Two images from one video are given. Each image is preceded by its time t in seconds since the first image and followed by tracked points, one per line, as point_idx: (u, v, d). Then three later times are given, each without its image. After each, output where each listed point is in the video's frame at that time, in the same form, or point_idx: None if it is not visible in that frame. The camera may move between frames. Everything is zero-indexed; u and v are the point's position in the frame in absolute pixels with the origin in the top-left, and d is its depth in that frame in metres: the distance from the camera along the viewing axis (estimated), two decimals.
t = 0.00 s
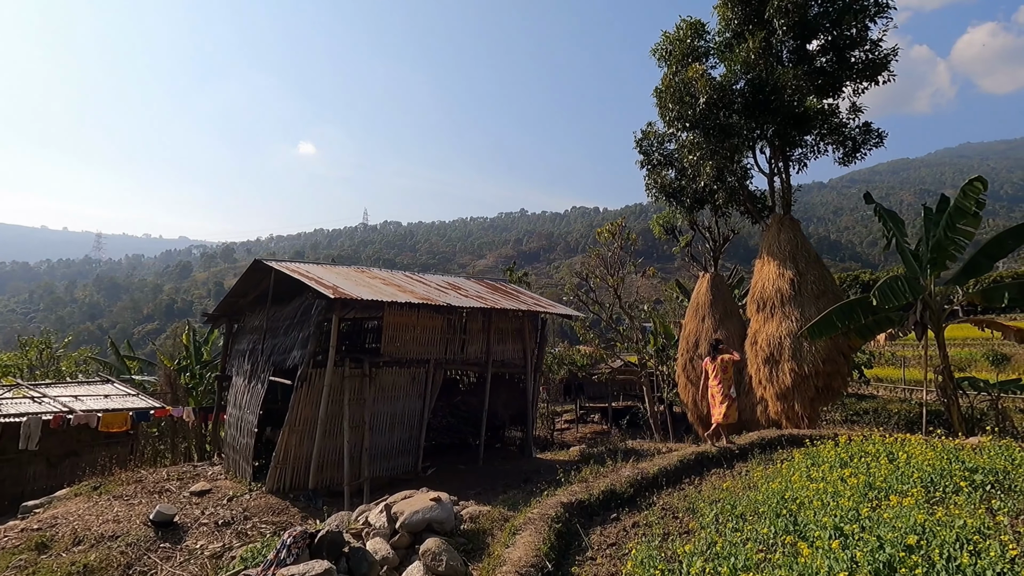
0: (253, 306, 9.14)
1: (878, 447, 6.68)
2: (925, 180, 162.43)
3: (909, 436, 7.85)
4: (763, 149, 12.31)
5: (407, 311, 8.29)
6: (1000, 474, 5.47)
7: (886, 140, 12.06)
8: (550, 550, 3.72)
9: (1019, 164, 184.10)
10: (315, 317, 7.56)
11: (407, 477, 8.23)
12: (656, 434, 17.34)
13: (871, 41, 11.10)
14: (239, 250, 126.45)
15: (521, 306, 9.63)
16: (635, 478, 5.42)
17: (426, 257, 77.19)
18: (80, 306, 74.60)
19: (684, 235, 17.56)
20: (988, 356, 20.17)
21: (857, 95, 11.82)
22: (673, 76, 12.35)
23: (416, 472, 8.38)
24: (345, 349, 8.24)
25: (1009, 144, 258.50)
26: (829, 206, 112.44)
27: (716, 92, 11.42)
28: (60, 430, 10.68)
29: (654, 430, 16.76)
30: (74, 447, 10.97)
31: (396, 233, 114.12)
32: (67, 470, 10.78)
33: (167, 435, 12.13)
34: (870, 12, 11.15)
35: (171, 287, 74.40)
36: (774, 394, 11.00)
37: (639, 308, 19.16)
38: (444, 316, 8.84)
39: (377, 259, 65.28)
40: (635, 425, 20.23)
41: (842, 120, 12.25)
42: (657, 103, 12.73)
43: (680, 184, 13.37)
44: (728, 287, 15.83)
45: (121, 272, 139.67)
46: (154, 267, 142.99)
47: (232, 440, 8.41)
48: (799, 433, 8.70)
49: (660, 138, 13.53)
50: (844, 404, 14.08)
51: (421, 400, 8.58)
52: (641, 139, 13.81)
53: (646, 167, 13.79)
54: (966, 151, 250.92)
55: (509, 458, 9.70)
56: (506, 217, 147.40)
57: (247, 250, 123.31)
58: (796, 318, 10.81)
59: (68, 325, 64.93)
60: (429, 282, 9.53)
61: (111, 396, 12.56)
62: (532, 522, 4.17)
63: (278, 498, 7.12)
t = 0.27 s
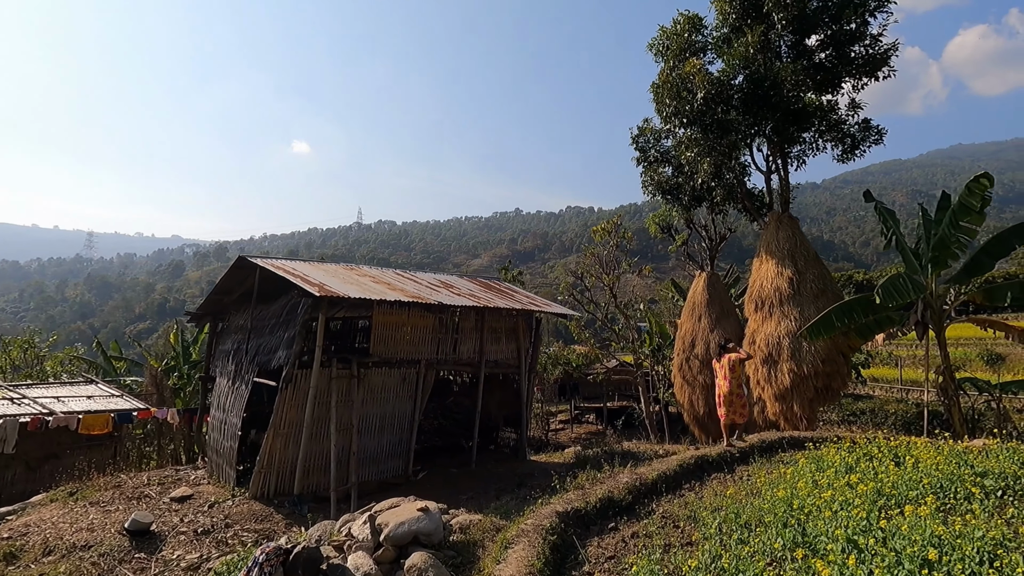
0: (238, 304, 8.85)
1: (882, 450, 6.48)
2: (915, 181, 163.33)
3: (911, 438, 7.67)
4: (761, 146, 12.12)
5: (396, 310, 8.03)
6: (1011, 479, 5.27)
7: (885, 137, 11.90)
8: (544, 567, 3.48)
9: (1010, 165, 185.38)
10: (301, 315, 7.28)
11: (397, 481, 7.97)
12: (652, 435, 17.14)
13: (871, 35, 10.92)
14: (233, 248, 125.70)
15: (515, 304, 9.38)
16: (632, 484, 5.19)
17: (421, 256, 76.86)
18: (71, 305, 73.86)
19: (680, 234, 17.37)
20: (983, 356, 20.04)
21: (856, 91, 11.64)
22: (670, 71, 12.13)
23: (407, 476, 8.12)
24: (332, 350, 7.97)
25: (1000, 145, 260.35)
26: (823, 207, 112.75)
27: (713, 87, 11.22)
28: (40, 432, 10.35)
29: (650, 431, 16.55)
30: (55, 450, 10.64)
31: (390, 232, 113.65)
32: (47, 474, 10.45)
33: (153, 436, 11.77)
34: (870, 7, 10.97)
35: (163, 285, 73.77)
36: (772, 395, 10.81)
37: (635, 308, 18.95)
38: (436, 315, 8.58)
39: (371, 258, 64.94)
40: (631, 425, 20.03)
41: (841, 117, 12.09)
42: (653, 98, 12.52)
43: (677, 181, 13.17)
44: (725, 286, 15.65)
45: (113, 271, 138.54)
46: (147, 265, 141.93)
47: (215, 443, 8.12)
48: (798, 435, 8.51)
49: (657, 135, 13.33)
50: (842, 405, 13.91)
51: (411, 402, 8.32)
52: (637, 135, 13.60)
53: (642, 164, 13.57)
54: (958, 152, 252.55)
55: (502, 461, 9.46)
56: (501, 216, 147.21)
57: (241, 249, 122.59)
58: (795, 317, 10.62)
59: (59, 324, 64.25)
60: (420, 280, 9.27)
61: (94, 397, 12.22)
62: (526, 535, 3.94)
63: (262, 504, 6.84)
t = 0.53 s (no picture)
0: (216, 298, 8.52)
1: (877, 448, 6.35)
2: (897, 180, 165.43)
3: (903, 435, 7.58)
4: (753, 138, 11.98)
5: (380, 304, 7.76)
6: (1009, 478, 5.15)
7: (876, 131, 11.81)
8: None
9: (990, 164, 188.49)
10: (280, 310, 6.98)
11: (381, 481, 7.73)
12: (640, 431, 17.03)
13: (864, 27, 10.80)
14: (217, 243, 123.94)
15: (503, 299, 9.15)
16: (625, 485, 4.99)
17: (408, 252, 76.33)
18: (50, 300, 72.24)
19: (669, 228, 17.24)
20: (966, 351, 20.15)
21: (849, 84, 11.53)
22: (661, 62, 11.94)
23: (391, 474, 7.88)
24: (314, 345, 7.69)
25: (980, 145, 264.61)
26: (808, 204, 113.67)
27: (705, 79, 11.05)
28: (8, 431, 9.93)
29: (639, 427, 16.43)
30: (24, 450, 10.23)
31: (377, 227, 112.72)
32: (16, 475, 10.03)
33: (129, 434, 11.30)
34: None
35: (146, 280, 72.49)
36: (763, 391, 10.71)
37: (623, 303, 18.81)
38: (421, 309, 8.32)
39: (357, 253, 64.28)
40: (619, 421, 19.93)
41: (832, 111, 11.99)
42: (644, 90, 12.32)
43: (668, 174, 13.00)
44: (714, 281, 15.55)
45: (93, 265, 135.89)
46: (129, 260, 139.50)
47: (191, 443, 7.80)
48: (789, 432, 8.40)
49: (647, 127, 13.14)
50: (830, 400, 13.88)
51: (396, 399, 8.06)
52: (628, 127, 13.41)
53: (633, 157, 13.39)
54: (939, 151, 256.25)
55: (489, 459, 9.23)
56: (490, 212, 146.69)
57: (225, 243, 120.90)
58: (786, 313, 10.52)
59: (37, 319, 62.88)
60: (405, 273, 9.01)
61: (67, 394, 11.79)
62: (516, 540, 3.73)
63: (239, 507, 6.56)
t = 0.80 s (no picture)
0: (188, 292, 8.13)
1: (871, 445, 6.24)
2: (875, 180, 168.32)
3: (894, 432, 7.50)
4: (742, 133, 11.86)
5: (362, 299, 7.45)
6: (1007, 476, 5.05)
7: (864, 126, 11.77)
8: None
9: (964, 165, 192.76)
10: (255, 303, 6.64)
11: (362, 482, 7.44)
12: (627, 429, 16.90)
13: (854, 21, 10.72)
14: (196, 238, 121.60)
15: (489, 293, 8.90)
16: (618, 486, 4.78)
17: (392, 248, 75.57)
18: (21, 296, 70.14)
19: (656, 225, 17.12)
20: (945, 348, 20.35)
21: (837, 79, 11.46)
22: (651, 54, 11.76)
23: (373, 475, 7.59)
24: (291, 342, 7.36)
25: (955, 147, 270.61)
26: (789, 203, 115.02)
27: (695, 71, 10.89)
28: None
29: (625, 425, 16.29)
30: None
31: (360, 224, 111.53)
32: None
33: (97, 435, 10.80)
34: None
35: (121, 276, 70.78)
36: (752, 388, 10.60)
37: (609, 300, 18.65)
38: (405, 304, 8.04)
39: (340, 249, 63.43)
40: (604, 418, 19.80)
41: (820, 106, 11.93)
42: (632, 83, 12.14)
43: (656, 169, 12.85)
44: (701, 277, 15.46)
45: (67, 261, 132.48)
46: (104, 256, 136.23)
47: (161, 444, 7.42)
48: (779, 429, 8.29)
49: (636, 120, 12.97)
50: (816, 397, 13.86)
51: (378, 397, 7.77)
52: (615, 121, 13.23)
53: (621, 151, 13.22)
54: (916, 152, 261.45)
55: (475, 459, 8.98)
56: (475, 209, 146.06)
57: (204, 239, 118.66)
58: (775, 309, 10.43)
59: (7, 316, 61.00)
60: (388, 267, 8.70)
61: (32, 393, 11.25)
62: (505, 548, 3.48)
63: (211, 511, 6.22)
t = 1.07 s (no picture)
0: (157, 287, 7.73)
1: (863, 445, 6.13)
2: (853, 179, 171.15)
3: (882, 432, 7.44)
4: (730, 129, 11.74)
5: (341, 295, 7.14)
6: (1002, 478, 4.96)
7: (851, 123, 11.72)
8: None
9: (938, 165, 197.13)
10: (226, 300, 6.29)
11: (341, 486, 7.15)
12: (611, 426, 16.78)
13: (843, 16, 10.62)
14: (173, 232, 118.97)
15: (473, 290, 8.63)
16: (609, 492, 4.58)
17: (374, 244, 74.71)
18: None
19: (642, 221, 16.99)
20: (923, 345, 20.63)
21: (825, 75, 11.38)
22: (639, 46, 11.56)
23: (352, 479, 7.31)
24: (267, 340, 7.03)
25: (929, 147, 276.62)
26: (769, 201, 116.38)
27: (684, 65, 10.72)
28: None
29: (610, 422, 16.16)
30: None
31: (342, 218, 110.06)
32: None
33: (62, 437, 10.30)
34: None
35: (94, 270, 68.89)
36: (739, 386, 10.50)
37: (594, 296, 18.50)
38: (386, 301, 7.73)
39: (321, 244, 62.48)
40: (589, 415, 19.70)
41: (808, 103, 11.85)
42: (620, 76, 11.93)
43: (644, 164, 12.69)
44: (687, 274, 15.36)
45: (37, 254, 128.72)
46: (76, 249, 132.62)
47: (127, 447, 7.04)
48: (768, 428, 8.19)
49: (623, 114, 12.77)
50: (800, 394, 13.87)
51: (358, 398, 7.47)
52: (602, 115, 13.04)
53: (608, 145, 13.03)
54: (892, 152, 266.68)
55: (458, 460, 8.72)
56: (458, 204, 145.16)
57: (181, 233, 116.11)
58: (763, 306, 10.34)
59: None
60: (369, 262, 8.38)
61: None
62: (491, 566, 3.25)
63: (180, 520, 5.89)
